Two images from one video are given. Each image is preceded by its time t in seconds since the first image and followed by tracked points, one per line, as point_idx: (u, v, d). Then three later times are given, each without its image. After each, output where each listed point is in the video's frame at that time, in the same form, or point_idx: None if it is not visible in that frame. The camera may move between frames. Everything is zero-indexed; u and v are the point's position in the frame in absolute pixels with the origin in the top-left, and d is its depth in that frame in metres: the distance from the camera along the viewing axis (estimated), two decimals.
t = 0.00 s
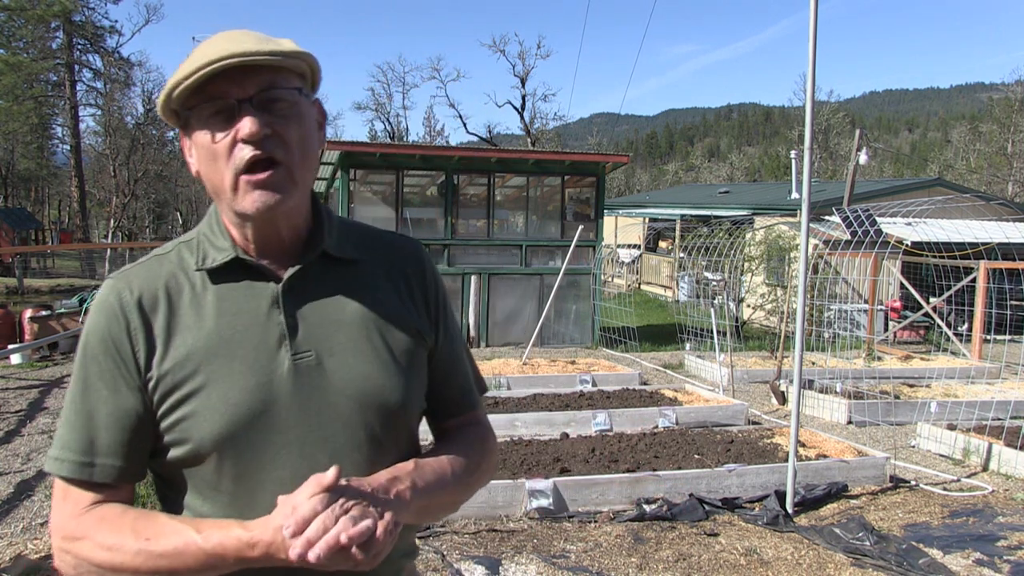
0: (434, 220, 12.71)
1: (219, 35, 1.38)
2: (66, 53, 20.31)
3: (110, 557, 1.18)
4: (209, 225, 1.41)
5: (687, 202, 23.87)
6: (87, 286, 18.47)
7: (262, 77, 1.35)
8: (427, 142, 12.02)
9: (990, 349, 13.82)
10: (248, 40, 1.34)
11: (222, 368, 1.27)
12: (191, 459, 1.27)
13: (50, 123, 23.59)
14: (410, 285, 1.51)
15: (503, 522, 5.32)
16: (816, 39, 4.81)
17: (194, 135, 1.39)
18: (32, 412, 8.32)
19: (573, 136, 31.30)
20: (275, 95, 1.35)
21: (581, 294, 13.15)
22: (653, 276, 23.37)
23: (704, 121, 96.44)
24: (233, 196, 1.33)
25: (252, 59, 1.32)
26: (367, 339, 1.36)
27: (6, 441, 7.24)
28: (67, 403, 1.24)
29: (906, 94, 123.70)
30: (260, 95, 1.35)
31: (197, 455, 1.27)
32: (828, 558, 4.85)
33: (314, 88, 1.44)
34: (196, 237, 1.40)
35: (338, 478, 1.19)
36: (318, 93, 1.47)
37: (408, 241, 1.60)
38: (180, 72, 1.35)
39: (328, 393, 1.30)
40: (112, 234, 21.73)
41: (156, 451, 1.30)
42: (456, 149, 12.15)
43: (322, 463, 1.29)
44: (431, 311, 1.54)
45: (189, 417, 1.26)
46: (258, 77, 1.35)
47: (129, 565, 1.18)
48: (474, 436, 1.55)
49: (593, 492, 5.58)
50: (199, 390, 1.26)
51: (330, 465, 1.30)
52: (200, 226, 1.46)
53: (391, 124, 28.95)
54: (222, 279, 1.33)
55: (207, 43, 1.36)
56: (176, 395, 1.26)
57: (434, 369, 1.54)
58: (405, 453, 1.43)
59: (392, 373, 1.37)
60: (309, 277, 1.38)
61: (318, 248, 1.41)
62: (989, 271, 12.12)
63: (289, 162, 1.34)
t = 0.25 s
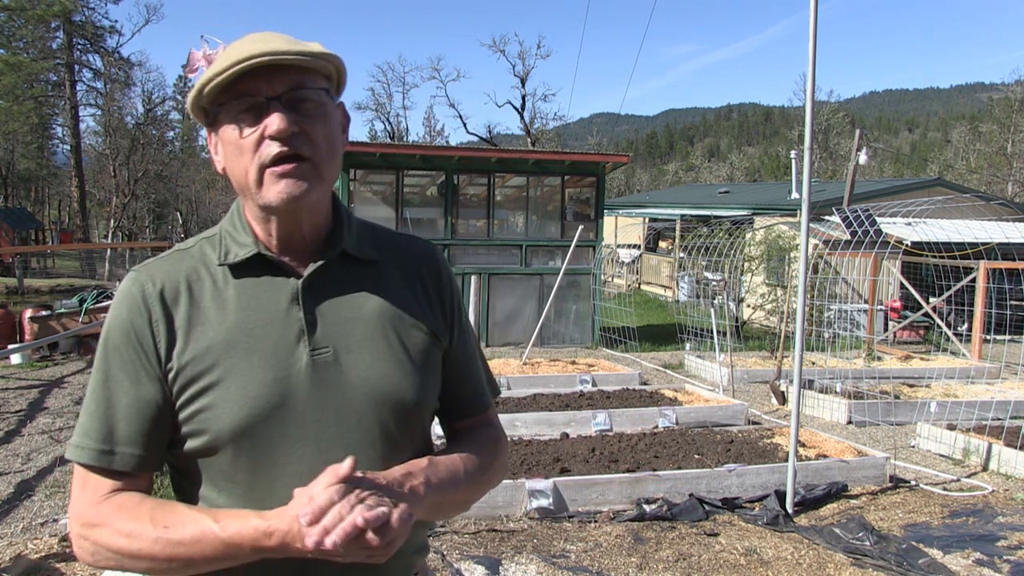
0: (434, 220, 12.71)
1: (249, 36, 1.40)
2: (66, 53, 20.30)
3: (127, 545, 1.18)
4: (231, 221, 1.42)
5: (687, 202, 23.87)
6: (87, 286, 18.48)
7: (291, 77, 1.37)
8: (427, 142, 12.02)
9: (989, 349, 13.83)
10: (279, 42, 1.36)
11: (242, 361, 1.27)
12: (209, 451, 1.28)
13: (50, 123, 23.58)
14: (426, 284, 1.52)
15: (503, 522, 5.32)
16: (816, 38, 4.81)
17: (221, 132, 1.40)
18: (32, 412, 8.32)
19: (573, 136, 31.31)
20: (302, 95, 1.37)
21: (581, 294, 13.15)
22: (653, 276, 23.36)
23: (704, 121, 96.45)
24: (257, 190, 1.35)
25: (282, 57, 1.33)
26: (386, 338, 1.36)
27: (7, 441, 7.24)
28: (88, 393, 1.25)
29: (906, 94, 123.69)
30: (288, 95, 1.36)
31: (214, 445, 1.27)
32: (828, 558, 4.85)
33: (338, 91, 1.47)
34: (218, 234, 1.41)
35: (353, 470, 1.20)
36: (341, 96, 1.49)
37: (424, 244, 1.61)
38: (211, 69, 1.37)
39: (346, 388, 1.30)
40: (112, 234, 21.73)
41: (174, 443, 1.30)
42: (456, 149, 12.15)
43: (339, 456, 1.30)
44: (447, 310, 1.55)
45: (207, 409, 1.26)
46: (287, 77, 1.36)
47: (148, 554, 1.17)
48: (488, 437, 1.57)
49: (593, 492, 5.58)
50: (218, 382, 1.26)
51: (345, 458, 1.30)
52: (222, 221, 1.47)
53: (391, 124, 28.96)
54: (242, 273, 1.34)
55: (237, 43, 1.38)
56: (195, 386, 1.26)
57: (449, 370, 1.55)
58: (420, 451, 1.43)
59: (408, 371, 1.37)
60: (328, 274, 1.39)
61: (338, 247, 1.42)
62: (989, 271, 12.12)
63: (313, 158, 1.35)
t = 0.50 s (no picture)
0: (434, 220, 12.71)
1: (273, 34, 1.39)
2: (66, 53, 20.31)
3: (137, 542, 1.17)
4: (243, 218, 1.41)
5: (687, 202, 23.88)
6: (87, 286, 18.47)
7: (323, 76, 1.37)
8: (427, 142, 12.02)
9: (989, 349, 13.83)
10: (311, 41, 1.36)
11: (256, 360, 1.26)
12: (221, 449, 1.26)
13: (50, 124, 23.59)
14: (429, 285, 1.54)
15: (503, 522, 5.32)
16: (816, 38, 4.81)
17: (243, 125, 1.38)
18: (32, 412, 8.32)
19: (573, 136, 31.31)
20: (333, 96, 1.37)
21: (581, 294, 13.15)
22: (653, 276, 23.37)
23: (704, 121, 96.41)
24: (284, 186, 1.33)
25: (317, 56, 1.34)
26: (396, 338, 1.37)
27: (6, 440, 7.24)
28: (97, 392, 1.24)
29: (906, 94, 123.66)
30: (318, 94, 1.36)
31: (228, 444, 1.26)
32: (828, 558, 4.85)
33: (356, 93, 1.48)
34: (228, 231, 1.40)
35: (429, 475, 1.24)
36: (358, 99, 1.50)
37: (425, 246, 1.63)
38: (244, 60, 1.34)
39: (359, 386, 1.30)
40: (112, 234, 21.74)
41: (182, 441, 1.29)
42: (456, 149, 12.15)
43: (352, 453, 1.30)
44: (449, 311, 1.57)
45: (220, 408, 1.25)
46: (320, 75, 1.37)
47: (158, 552, 1.16)
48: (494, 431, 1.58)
49: (593, 492, 5.58)
50: (232, 380, 1.25)
51: (357, 455, 1.31)
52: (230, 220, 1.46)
53: (390, 125, 28.97)
54: (256, 272, 1.33)
55: (267, 38, 1.37)
56: (207, 384, 1.25)
57: (454, 371, 1.58)
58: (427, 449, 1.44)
59: (416, 370, 1.38)
60: (340, 273, 1.39)
61: (349, 248, 1.43)
62: (989, 271, 12.12)
63: (343, 156, 1.35)
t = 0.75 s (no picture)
0: (434, 220, 12.71)
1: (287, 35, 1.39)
2: (66, 53, 20.32)
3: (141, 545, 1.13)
4: (250, 219, 1.41)
5: (687, 202, 23.88)
6: (88, 286, 18.47)
7: (345, 81, 1.40)
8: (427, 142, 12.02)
9: (989, 349, 13.84)
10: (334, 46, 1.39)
11: (279, 360, 1.27)
12: (239, 450, 1.26)
13: (50, 124, 23.60)
14: (422, 285, 1.63)
15: (503, 522, 5.33)
16: (816, 38, 4.82)
17: (260, 125, 1.36)
18: (32, 412, 8.32)
19: (573, 136, 31.32)
20: (354, 101, 1.42)
21: (581, 294, 13.16)
22: (653, 276, 23.37)
23: (704, 121, 96.39)
24: (311, 189, 1.35)
25: (346, 61, 1.37)
26: (403, 333, 1.45)
27: (7, 441, 7.24)
28: (108, 398, 1.20)
29: (906, 95, 123.63)
30: (343, 98, 1.39)
31: (249, 445, 1.26)
32: (828, 558, 4.86)
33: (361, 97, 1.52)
34: (235, 232, 1.40)
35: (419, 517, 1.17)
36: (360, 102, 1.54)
37: (410, 247, 1.71)
38: (273, 58, 1.33)
39: (373, 382, 1.35)
40: (112, 234, 21.74)
41: (192, 445, 1.27)
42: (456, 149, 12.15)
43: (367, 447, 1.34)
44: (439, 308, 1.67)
45: (241, 409, 1.25)
46: (344, 80, 1.40)
47: (164, 553, 1.13)
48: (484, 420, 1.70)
49: (593, 492, 5.59)
50: (254, 381, 1.26)
51: (371, 449, 1.34)
52: (232, 221, 1.45)
53: (390, 124, 28.99)
54: (274, 273, 1.34)
55: (291, 39, 1.36)
56: (227, 386, 1.25)
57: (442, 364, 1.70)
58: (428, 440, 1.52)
59: (420, 364, 1.46)
60: (348, 274, 1.45)
61: (355, 250, 1.49)
62: (989, 271, 12.12)
63: (365, 162, 1.40)
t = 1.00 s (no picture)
0: (434, 220, 12.71)
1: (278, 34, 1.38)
2: (66, 53, 20.33)
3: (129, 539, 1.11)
4: (250, 220, 1.40)
5: (687, 202, 23.88)
6: (88, 286, 18.46)
7: (341, 80, 1.41)
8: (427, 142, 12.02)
9: (989, 349, 13.84)
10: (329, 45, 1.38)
11: (285, 359, 1.27)
12: (245, 450, 1.26)
13: (50, 123, 23.60)
14: (418, 285, 1.65)
15: (503, 522, 5.32)
16: (816, 38, 4.81)
17: (257, 126, 1.36)
18: (32, 412, 8.32)
19: (573, 136, 31.32)
20: (352, 101, 1.42)
21: (581, 294, 13.15)
22: (653, 276, 23.36)
23: (704, 121, 96.39)
24: (309, 190, 1.36)
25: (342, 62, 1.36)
26: (404, 333, 1.46)
27: (6, 441, 7.24)
28: (110, 401, 1.18)
29: (906, 95, 123.63)
30: (339, 98, 1.39)
31: (256, 445, 1.25)
32: (828, 558, 4.85)
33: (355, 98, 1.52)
34: (236, 232, 1.39)
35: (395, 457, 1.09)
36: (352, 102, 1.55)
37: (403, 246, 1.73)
38: (267, 59, 1.32)
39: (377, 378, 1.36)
40: (112, 234, 21.73)
41: (195, 447, 1.26)
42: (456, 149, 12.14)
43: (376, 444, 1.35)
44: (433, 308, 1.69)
45: (247, 410, 1.25)
46: (338, 80, 1.40)
47: (152, 550, 1.09)
48: (481, 425, 1.70)
49: (593, 492, 5.58)
50: (259, 381, 1.25)
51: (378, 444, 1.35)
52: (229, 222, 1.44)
53: (391, 124, 29.00)
54: (277, 272, 1.34)
55: (286, 38, 1.36)
56: (231, 386, 1.25)
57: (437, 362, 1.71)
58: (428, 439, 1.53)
59: (421, 360, 1.48)
60: (350, 273, 1.45)
61: (355, 249, 1.50)
62: (989, 271, 12.12)
63: (362, 162, 1.42)
